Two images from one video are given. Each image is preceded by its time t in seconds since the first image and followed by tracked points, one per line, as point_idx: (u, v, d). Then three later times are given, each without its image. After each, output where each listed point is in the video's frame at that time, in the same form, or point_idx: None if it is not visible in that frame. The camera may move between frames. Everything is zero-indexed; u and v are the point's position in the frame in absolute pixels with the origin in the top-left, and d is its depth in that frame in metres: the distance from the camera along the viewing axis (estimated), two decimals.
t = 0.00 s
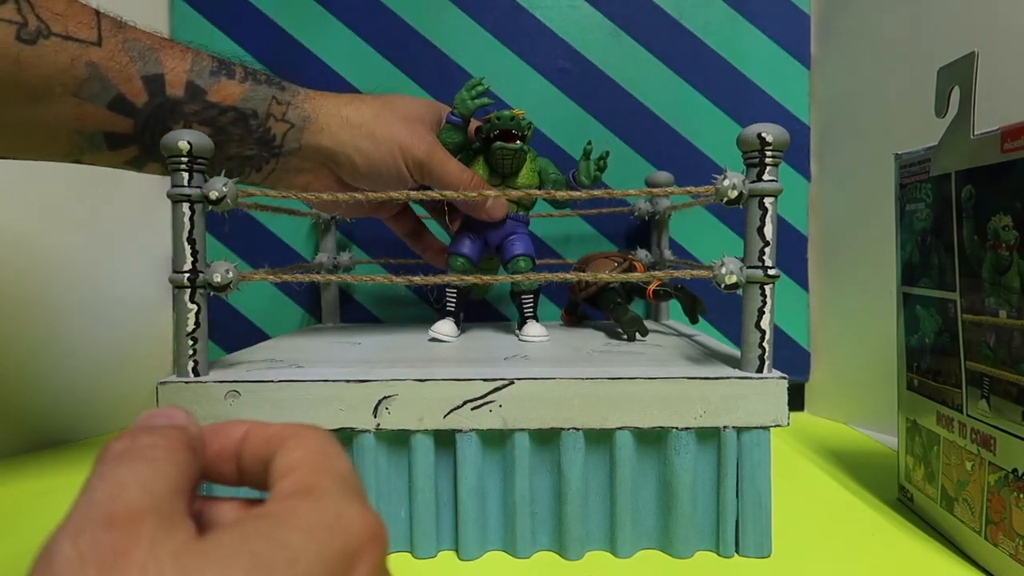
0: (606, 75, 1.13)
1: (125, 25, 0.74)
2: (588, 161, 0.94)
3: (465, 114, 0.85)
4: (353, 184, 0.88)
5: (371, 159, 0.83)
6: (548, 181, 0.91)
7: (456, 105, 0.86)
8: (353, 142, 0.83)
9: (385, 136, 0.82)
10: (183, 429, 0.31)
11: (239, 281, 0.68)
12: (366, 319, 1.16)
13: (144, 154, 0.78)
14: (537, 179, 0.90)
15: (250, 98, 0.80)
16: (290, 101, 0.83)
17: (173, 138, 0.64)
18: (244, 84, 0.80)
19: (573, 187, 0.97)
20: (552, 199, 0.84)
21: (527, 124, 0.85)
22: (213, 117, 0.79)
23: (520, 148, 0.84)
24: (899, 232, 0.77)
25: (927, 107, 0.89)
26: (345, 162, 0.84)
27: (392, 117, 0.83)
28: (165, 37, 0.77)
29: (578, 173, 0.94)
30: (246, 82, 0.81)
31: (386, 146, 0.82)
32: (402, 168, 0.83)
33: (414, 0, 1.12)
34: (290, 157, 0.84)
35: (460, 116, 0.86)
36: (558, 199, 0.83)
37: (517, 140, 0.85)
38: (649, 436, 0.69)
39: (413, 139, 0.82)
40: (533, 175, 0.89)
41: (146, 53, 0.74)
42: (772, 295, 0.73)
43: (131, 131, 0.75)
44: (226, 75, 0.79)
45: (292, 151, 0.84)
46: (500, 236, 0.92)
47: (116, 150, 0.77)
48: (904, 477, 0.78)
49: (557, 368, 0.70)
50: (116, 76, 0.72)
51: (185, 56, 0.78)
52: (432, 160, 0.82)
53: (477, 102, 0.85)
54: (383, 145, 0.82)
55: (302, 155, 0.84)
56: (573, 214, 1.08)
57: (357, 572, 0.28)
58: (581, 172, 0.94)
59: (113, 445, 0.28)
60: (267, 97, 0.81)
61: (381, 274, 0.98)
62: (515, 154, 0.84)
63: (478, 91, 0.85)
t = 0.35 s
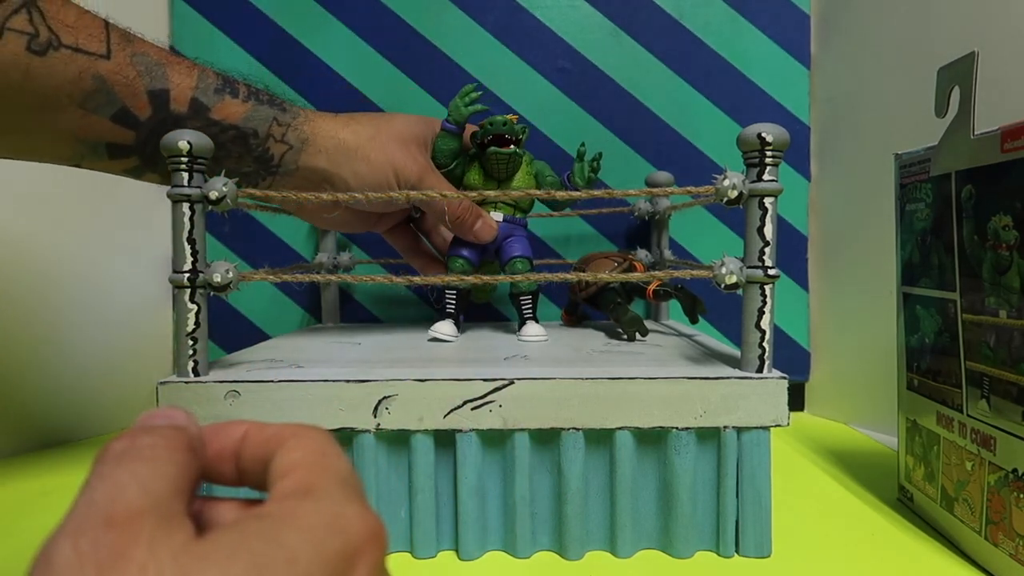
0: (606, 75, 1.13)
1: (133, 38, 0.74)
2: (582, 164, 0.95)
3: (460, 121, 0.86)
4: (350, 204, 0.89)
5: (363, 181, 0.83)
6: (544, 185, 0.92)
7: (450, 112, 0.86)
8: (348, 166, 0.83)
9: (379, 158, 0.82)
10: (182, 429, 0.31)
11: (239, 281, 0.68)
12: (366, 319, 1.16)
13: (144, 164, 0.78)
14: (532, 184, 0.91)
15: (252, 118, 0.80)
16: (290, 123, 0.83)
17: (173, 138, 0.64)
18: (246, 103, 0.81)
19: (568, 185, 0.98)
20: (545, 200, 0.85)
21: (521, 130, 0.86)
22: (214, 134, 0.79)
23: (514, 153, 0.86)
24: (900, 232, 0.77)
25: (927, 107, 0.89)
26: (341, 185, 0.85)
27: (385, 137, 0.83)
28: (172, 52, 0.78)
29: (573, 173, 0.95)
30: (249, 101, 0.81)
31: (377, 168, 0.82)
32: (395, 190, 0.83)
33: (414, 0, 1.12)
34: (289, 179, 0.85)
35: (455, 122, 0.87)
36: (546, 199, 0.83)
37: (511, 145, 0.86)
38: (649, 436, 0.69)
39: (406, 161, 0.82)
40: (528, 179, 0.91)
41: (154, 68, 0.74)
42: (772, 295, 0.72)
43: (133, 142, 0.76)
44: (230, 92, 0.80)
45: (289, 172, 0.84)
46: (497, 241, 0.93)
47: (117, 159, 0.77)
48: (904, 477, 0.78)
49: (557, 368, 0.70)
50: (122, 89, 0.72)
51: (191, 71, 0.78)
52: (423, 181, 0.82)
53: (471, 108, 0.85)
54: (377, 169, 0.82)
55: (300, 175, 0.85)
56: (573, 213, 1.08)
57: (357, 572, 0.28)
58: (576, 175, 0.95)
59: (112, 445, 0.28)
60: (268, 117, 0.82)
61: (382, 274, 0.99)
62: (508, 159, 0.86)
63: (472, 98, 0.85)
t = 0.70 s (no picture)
0: (606, 75, 1.13)
1: (136, 42, 0.74)
2: (579, 169, 0.95)
3: (455, 129, 0.85)
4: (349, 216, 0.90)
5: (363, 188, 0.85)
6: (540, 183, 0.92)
7: (445, 120, 0.85)
8: (346, 178, 0.85)
9: (377, 169, 0.85)
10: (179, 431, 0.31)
11: (239, 281, 0.68)
12: (366, 319, 1.16)
13: (140, 167, 0.79)
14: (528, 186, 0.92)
15: (252, 129, 0.81)
16: (290, 136, 0.84)
17: (173, 138, 0.64)
18: (247, 114, 0.81)
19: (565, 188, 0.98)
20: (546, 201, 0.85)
21: (517, 136, 0.85)
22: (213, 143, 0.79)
23: (513, 160, 0.86)
24: (900, 232, 0.77)
25: (927, 107, 0.89)
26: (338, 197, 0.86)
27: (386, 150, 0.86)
28: (175, 58, 0.78)
29: (570, 179, 0.96)
30: (250, 112, 0.81)
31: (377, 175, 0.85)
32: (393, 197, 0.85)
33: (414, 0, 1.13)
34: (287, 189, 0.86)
35: (450, 130, 0.86)
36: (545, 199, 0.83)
37: (508, 152, 0.86)
38: (649, 436, 0.69)
39: (404, 171, 0.85)
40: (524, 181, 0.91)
41: (157, 74, 0.75)
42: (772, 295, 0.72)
43: (130, 147, 0.76)
44: (232, 102, 0.80)
45: (287, 183, 0.85)
46: (496, 240, 0.93)
47: (113, 162, 0.78)
48: (905, 477, 0.78)
49: (557, 368, 0.70)
50: (124, 95, 0.72)
51: (194, 80, 0.78)
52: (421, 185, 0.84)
53: (465, 115, 0.85)
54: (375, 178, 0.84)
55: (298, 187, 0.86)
56: (573, 213, 1.08)
57: (355, 573, 0.28)
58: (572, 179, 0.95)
59: (108, 447, 0.28)
60: (267, 129, 0.82)
61: (382, 274, 0.99)
62: (508, 166, 0.86)
63: (466, 104, 0.85)
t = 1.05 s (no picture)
0: (606, 75, 1.13)
1: (132, 37, 0.74)
2: (580, 168, 0.95)
3: (457, 127, 0.85)
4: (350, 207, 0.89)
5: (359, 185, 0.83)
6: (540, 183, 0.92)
7: (447, 118, 0.85)
8: (343, 169, 0.83)
9: (372, 161, 0.82)
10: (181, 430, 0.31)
11: (239, 281, 0.68)
12: (366, 319, 1.16)
13: (138, 164, 0.78)
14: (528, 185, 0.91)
15: (248, 122, 0.81)
16: (287, 127, 0.83)
17: (173, 138, 0.64)
18: (243, 108, 0.81)
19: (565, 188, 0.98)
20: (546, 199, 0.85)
21: (518, 133, 0.85)
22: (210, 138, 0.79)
23: (514, 158, 0.86)
24: (900, 232, 0.77)
25: (927, 107, 0.89)
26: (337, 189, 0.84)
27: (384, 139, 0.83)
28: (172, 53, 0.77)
29: (570, 179, 0.95)
30: (246, 105, 0.81)
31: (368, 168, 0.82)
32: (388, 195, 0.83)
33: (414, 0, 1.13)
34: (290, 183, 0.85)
35: (451, 128, 0.86)
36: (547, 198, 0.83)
37: (509, 150, 0.86)
38: (649, 436, 0.69)
39: (400, 165, 0.82)
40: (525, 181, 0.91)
41: (152, 69, 0.74)
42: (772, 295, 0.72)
43: (128, 143, 0.76)
44: (228, 96, 0.80)
45: (285, 176, 0.84)
46: (496, 240, 0.93)
47: (110, 158, 0.77)
48: (905, 477, 0.78)
49: (557, 368, 0.70)
50: (120, 90, 0.72)
51: (190, 74, 0.77)
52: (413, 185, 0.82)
53: (467, 114, 0.85)
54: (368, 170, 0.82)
55: (298, 180, 0.85)
56: (573, 213, 1.08)
57: (356, 573, 0.28)
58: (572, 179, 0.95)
59: (110, 446, 0.28)
60: (264, 122, 0.82)
61: (382, 274, 0.99)
62: (508, 163, 0.86)
63: (468, 103, 0.85)
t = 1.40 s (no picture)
0: (606, 75, 1.13)
1: (124, 45, 0.74)
2: (578, 166, 0.94)
3: (453, 127, 0.85)
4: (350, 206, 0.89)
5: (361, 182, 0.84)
6: (539, 175, 0.92)
7: (442, 118, 0.85)
8: (343, 167, 0.83)
9: (374, 157, 0.82)
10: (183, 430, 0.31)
11: (239, 281, 0.68)
12: (366, 319, 1.15)
13: (141, 171, 0.78)
14: (526, 181, 0.91)
15: (246, 121, 0.81)
16: (284, 126, 0.83)
17: (173, 137, 0.64)
18: (240, 107, 0.81)
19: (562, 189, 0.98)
20: (545, 198, 0.85)
21: (515, 132, 0.85)
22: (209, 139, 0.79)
23: (511, 158, 0.86)
24: (899, 232, 0.77)
25: (927, 107, 0.89)
26: (337, 186, 0.85)
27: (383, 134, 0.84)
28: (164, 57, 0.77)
29: (569, 177, 0.95)
30: (242, 105, 0.81)
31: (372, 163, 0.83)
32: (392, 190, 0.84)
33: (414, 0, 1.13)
34: (288, 182, 0.85)
35: (447, 128, 0.86)
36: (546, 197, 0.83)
37: (507, 150, 0.86)
38: (649, 436, 0.69)
39: (404, 159, 0.82)
40: (523, 176, 0.91)
41: (147, 73, 0.74)
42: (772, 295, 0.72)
43: (129, 148, 0.76)
44: (224, 96, 0.80)
45: (285, 175, 0.84)
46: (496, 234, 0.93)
47: (114, 166, 0.77)
48: (904, 477, 0.78)
49: (557, 368, 0.70)
50: (117, 96, 0.72)
51: (184, 77, 0.77)
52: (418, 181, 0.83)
53: (462, 114, 0.85)
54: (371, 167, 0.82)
55: (299, 179, 0.85)
56: (573, 213, 1.08)
57: (357, 573, 0.28)
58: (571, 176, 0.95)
59: (111, 446, 0.28)
60: (262, 120, 0.82)
61: (383, 274, 0.99)
62: (506, 163, 0.86)
63: (462, 102, 0.85)
